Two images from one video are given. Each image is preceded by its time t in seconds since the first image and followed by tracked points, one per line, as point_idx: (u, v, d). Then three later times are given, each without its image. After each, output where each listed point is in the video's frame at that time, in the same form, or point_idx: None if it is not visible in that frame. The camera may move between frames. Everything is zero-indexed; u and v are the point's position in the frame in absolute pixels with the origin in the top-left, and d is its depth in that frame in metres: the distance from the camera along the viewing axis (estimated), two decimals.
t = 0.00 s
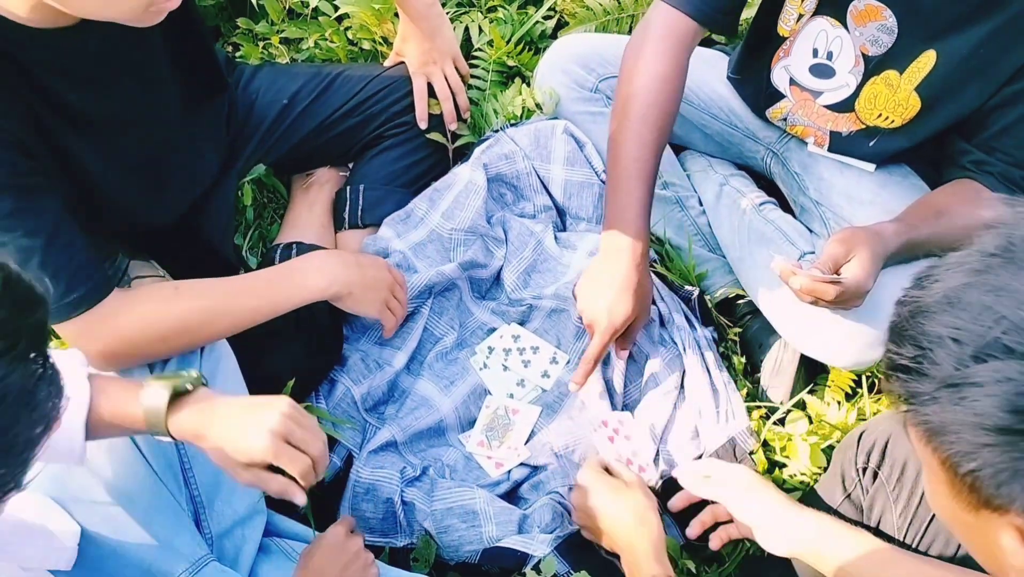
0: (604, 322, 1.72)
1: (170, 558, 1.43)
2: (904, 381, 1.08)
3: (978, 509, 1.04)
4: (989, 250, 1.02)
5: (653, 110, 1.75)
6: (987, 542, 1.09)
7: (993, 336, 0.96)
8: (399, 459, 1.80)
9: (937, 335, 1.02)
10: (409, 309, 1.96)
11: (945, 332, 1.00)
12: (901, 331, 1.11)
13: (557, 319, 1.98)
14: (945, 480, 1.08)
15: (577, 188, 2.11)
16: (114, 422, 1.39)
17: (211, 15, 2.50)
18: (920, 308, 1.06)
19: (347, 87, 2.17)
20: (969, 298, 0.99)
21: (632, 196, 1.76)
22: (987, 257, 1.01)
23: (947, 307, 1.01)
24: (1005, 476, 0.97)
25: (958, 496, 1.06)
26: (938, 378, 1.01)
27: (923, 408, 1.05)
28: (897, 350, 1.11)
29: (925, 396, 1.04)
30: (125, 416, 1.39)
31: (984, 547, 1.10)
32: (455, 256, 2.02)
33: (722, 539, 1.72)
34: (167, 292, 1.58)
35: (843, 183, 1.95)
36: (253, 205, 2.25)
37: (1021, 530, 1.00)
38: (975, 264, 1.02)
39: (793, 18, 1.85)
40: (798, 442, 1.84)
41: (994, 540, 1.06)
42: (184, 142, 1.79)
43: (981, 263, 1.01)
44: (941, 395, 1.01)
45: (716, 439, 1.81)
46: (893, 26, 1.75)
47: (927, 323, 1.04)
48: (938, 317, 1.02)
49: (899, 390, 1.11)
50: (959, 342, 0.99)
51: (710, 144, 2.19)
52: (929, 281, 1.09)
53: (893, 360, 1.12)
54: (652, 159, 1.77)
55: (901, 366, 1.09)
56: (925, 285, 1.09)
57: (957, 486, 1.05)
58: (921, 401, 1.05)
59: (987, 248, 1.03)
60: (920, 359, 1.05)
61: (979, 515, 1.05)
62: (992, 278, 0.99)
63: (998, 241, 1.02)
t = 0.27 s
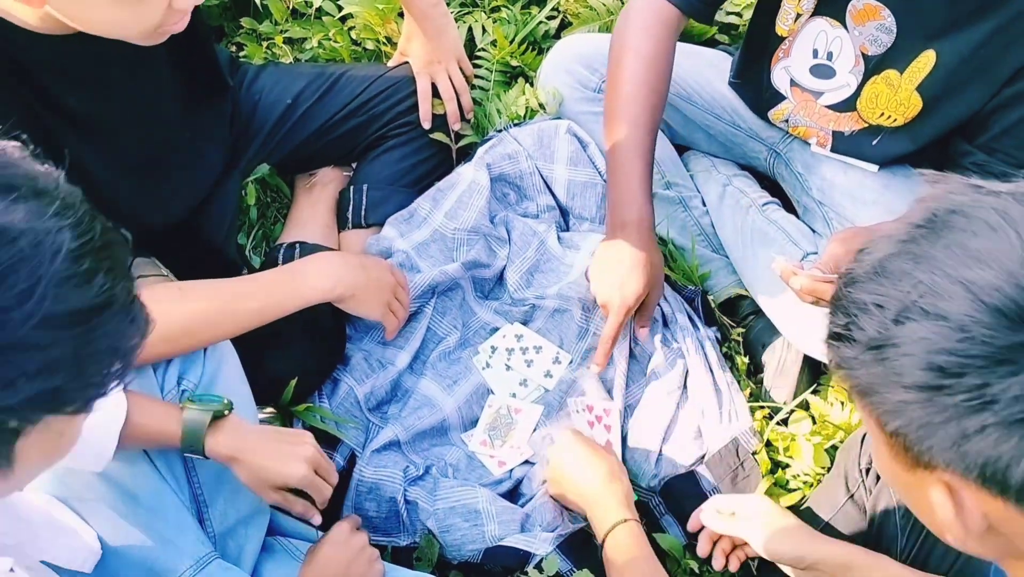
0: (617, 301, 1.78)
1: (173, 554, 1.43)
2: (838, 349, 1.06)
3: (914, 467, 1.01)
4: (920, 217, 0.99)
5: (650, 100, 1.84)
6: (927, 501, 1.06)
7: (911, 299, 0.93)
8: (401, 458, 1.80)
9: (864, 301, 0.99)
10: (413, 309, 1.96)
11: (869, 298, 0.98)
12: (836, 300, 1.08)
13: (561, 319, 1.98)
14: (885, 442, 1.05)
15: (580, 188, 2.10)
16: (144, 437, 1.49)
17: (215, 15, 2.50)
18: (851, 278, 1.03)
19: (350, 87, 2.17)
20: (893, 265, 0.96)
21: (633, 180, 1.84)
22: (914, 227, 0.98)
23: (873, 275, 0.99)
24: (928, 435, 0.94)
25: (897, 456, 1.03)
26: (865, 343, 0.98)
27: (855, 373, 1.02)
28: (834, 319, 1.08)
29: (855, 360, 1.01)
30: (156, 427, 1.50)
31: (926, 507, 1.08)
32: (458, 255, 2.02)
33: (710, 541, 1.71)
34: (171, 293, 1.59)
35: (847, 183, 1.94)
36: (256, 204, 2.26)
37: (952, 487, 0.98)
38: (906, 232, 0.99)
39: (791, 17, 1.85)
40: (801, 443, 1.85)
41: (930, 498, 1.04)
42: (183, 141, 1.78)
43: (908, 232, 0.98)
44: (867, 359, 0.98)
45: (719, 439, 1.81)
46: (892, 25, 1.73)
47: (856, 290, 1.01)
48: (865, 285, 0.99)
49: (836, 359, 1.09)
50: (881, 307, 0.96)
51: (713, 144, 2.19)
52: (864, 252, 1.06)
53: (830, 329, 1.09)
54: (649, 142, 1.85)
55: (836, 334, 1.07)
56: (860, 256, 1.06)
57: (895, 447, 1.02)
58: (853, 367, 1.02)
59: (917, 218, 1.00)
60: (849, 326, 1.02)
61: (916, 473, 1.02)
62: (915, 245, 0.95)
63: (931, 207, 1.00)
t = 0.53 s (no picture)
0: (626, 302, 1.77)
1: (184, 549, 1.44)
2: (789, 328, 1.11)
3: (862, 438, 1.06)
4: (865, 198, 1.05)
5: (654, 101, 1.84)
6: (877, 471, 1.10)
7: (852, 273, 0.98)
8: (405, 457, 1.80)
9: (811, 279, 1.04)
10: (416, 309, 1.96)
11: (815, 275, 1.03)
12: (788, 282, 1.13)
13: (565, 319, 1.97)
14: (836, 415, 1.10)
15: (584, 188, 2.11)
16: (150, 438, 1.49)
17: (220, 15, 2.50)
18: (801, 259, 1.09)
19: (355, 86, 2.17)
20: (838, 244, 1.02)
21: (638, 182, 1.85)
22: (858, 207, 1.04)
23: (819, 254, 1.04)
24: (871, 403, 0.99)
25: (848, 428, 1.08)
26: (811, 318, 1.04)
27: (804, 349, 1.07)
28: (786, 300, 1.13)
29: (803, 336, 1.06)
30: (179, 429, 1.52)
31: (878, 478, 1.12)
32: (462, 255, 2.02)
33: (701, 550, 1.68)
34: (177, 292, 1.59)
35: (851, 183, 1.94)
36: (261, 204, 2.25)
37: (898, 456, 1.03)
38: (850, 212, 1.04)
39: (791, 19, 1.85)
40: (805, 444, 1.85)
41: (881, 467, 1.08)
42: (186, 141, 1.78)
43: (852, 211, 1.04)
44: (813, 333, 1.03)
45: (722, 439, 1.81)
46: (891, 24, 1.75)
47: (804, 269, 1.06)
48: (812, 264, 1.05)
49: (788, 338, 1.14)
50: (825, 283, 1.01)
51: (718, 144, 2.19)
52: (814, 234, 1.11)
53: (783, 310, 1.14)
54: (654, 142, 1.86)
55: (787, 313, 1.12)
56: (810, 239, 1.12)
57: (844, 419, 1.07)
58: (802, 343, 1.07)
59: (862, 200, 1.05)
60: (798, 304, 1.07)
61: (865, 444, 1.07)
62: (858, 223, 1.01)
63: (875, 189, 1.05)
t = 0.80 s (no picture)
0: (629, 300, 1.81)
1: (193, 548, 1.44)
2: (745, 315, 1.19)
3: (812, 415, 1.13)
4: (813, 188, 1.12)
5: (655, 103, 1.84)
6: (831, 450, 1.16)
7: (793, 254, 1.06)
8: (408, 456, 1.81)
9: (760, 264, 1.12)
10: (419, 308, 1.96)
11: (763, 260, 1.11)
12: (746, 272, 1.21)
13: (569, 319, 1.98)
14: (789, 395, 1.16)
15: (588, 188, 2.11)
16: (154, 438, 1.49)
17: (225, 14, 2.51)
18: (755, 248, 1.17)
19: (360, 85, 2.18)
20: (784, 232, 1.10)
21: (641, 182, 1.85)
22: (805, 196, 1.12)
23: (769, 241, 1.12)
24: (812, 376, 1.06)
25: (801, 407, 1.15)
26: (761, 300, 1.11)
27: (756, 332, 1.14)
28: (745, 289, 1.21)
29: (755, 318, 1.14)
30: (200, 423, 1.54)
31: (834, 458, 1.18)
32: (466, 255, 2.02)
33: (698, 557, 1.68)
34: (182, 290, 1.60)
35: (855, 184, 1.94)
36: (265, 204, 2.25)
37: (844, 430, 1.08)
38: (799, 202, 1.12)
39: (791, 20, 1.86)
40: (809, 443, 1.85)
41: (835, 446, 1.13)
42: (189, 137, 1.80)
43: (800, 200, 1.12)
44: (763, 314, 1.11)
45: (725, 438, 1.81)
46: (892, 26, 1.75)
47: (756, 256, 1.14)
48: (762, 250, 1.13)
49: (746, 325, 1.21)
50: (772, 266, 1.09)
51: (722, 144, 2.19)
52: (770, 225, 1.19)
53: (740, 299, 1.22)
54: (657, 143, 1.86)
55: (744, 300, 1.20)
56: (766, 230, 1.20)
57: (795, 397, 1.14)
58: (754, 325, 1.15)
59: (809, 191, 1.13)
60: (750, 289, 1.15)
61: (815, 421, 1.13)
62: (803, 209, 1.09)
63: (823, 180, 1.13)
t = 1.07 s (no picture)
0: (633, 303, 1.81)
1: (201, 549, 1.46)
2: (735, 311, 1.18)
3: (807, 413, 1.13)
4: (803, 183, 1.12)
5: (659, 105, 1.84)
6: (823, 445, 1.17)
7: (790, 251, 1.05)
8: (412, 457, 1.80)
9: (753, 261, 1.11)
10: (422, 309, 1.95)
11: (756, 257, 1.10)
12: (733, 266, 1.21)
13: (573, 319, 1.97)
14: (781, 392, 1.16)
15: (593, 188, 2.11)
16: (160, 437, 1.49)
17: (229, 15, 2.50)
18: (744, 243, 1.16)
19: (365, 85, 2.18)
20: (777, 229, 1.08)
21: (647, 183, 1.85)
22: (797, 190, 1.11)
23: (761, 237, 1.11)
24: (812, 375, 1.06)
25: (793, 404, 1.15)
26: (755, 298, 1.10)
27: (748, 329, 1.14)
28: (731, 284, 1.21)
29: (747, 316, 1.13)
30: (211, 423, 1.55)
31: (825, 453, 1.19)
32: (470, 255, 2.02)
33: (699, 565, 1.67)
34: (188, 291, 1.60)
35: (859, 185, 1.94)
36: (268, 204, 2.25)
37: (842, 429, 1.09)
38: (789, 196, 1.12)
39: (795, 20, 1.86)
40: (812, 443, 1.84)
41: (829, 443, 1.14)
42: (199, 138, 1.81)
43: (792, 195, 1.11)
44: (757, 312, 1.10)
45: (730, 439, 1.81)
46: (895, 27, 1.75)
47: (747, 253, 1.13)
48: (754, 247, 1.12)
49: (734, 320, 1.21)
50: (767, 263, 1.08)
51: (726, 144, 2.19)
52: (756, 220, 1.18)
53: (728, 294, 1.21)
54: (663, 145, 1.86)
55: (732, 295, 1.19)
56: (751, 224, 1.19)
57: (789, 395, 1.14)
58: (746, 322, 1.14)
59: (800, 186, 1.13)
60: (742, 285, 1.14)
61: (809, 418, 1.14)
62: (796, 205, 1.08)
63: (812, 175, 1.12)
